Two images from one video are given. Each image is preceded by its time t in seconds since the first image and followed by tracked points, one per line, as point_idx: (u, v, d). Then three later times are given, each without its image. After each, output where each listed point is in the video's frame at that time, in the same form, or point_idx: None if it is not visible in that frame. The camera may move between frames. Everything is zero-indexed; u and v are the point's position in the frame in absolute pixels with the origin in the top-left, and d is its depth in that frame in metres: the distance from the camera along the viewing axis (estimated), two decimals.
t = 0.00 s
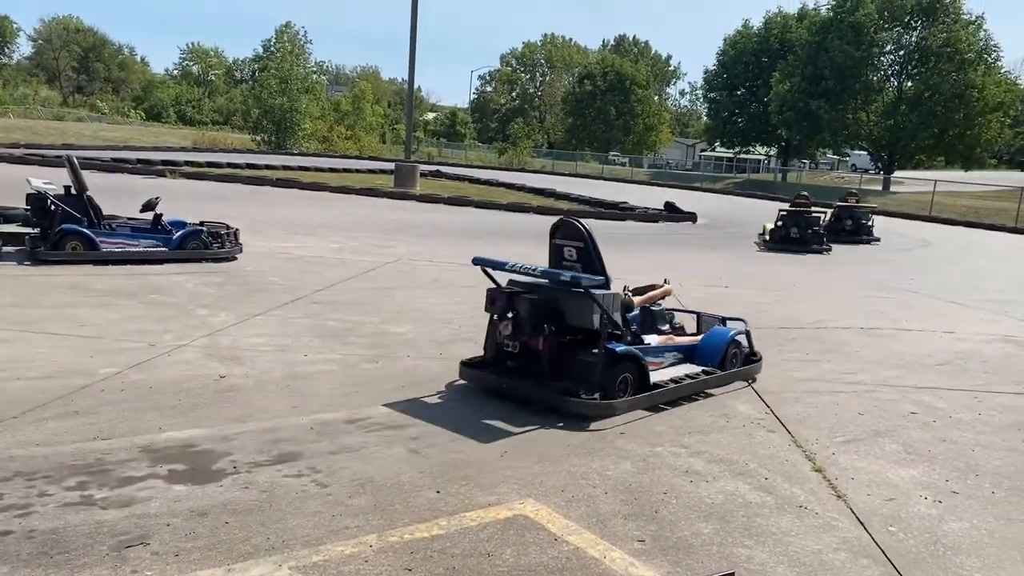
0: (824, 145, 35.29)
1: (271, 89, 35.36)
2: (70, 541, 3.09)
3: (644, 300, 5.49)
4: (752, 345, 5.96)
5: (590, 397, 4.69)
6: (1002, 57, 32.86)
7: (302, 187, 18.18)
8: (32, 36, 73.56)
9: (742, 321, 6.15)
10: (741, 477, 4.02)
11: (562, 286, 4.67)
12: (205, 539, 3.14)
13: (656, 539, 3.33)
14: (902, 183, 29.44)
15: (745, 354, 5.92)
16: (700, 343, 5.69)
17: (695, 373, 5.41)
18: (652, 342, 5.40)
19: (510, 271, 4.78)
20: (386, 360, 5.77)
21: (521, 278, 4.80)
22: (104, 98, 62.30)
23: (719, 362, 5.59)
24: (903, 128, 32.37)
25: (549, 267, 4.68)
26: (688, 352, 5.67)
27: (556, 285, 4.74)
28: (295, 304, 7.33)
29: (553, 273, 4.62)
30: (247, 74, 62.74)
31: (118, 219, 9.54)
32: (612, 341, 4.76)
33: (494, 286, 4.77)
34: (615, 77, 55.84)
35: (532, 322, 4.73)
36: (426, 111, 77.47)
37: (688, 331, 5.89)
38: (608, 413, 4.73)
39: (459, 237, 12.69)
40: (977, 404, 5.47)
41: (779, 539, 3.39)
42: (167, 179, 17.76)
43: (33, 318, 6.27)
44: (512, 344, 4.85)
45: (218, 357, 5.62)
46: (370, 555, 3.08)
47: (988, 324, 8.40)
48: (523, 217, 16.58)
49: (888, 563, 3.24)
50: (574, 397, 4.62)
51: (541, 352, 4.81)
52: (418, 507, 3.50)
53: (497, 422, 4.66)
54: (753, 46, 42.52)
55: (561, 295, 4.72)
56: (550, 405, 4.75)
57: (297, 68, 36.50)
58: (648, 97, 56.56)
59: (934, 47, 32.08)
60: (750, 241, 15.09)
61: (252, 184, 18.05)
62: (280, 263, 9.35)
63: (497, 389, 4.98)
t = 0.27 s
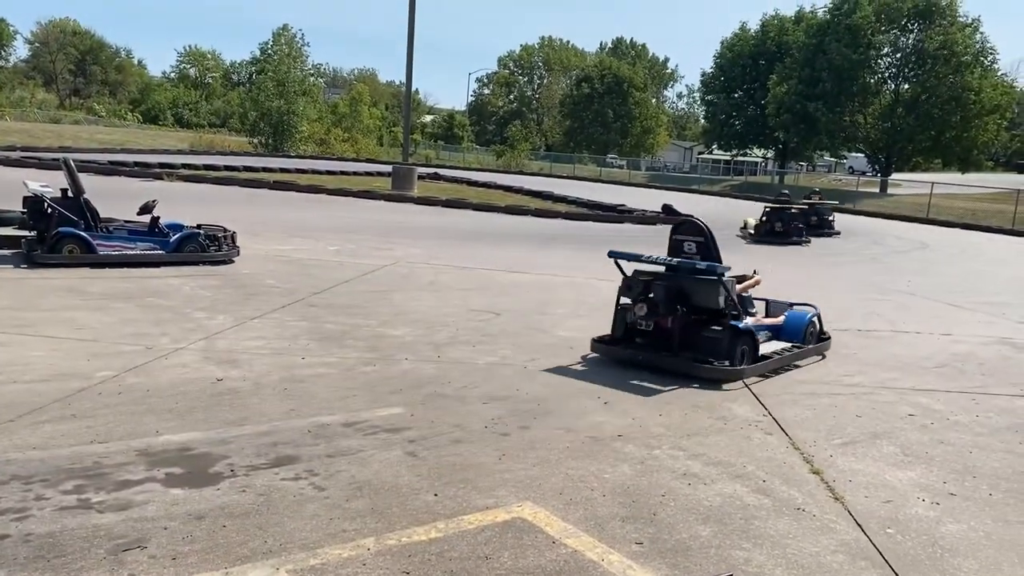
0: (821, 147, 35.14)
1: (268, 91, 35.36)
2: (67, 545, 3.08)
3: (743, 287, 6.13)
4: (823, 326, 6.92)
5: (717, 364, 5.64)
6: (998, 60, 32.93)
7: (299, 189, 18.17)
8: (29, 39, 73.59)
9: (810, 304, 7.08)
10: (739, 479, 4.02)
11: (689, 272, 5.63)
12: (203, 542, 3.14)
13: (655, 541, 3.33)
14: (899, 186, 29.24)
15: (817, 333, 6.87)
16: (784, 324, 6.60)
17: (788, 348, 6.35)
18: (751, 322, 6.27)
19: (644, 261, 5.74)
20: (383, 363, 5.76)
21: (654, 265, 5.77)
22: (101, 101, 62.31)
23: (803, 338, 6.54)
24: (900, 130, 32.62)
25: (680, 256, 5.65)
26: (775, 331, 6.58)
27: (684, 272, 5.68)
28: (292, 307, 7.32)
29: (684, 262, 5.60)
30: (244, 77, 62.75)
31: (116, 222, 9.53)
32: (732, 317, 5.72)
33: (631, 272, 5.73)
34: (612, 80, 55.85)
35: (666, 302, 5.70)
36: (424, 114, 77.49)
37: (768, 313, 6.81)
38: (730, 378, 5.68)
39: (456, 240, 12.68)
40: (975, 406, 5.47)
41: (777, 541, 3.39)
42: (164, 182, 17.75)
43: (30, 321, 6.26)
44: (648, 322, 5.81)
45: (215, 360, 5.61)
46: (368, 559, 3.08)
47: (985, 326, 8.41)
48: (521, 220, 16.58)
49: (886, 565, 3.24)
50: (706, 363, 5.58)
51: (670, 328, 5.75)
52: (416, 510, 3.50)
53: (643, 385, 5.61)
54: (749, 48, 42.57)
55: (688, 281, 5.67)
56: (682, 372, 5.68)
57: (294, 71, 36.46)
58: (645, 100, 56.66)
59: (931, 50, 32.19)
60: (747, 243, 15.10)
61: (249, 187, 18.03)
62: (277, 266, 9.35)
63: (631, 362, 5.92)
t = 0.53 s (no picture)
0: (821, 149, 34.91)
1: (267, 94, 35.39)
2: (66, 548, 3.07)
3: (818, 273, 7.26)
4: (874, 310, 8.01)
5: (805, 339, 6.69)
6: (997, 62, 32.97)
7: (298, 192, 18.17)
8: (28, 42, 73.68)
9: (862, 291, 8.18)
10: (739, 482, 4.01)
11: (780, 261, 6.68)
12: (202, 545, 3.13)
13: (654, 543, 3.33)
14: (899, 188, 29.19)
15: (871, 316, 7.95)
16: (843, 306, 7.66)
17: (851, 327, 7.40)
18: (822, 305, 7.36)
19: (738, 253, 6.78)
20: (382, 365, 5.76)
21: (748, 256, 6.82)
22: (100, 103, 62.34)
23: (861, 318, 7.60)
24: (898, 132, 32.67)
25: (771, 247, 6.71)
26: (836, 313, 7.63)
27: (773, 263, 6.72)
28: (292, 309, 7.32)
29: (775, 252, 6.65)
30: (243, 80, 62.78)
31: (114, 224, 9.53)
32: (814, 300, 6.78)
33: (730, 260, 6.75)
34: (611, 82, 55.89)
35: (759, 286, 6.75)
36: (423, 116, 77.54)
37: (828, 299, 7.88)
38: (815, 351, 6.71)
39: (455, 242, 12.68)
40: (974, 408, 5.47)
41: (777, 544, 3.38)
42: (163, 184, 17.75)
43: (29, 324, 6.25)
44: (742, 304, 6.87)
45: (214, 363, 5.60)
46: (367, 561, 3.07)
47: (984, 328, 8.41)
48: (520, 222, 16.58)
49: (886, 567, 3.24)
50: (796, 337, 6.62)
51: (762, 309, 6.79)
52: (415, 512, 3.49)
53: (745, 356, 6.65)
54: (748, 50, 42.61)
55: (776, 270, 6.70)
56: (773, 346, 6.71)
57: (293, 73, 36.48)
58: (644, 102, 56.70)
59: (930, 52, 32.25)
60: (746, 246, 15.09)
61: (248, 190, 18.03)
62: (276, 268, 9.34)
63: (728, 339, 6.94)
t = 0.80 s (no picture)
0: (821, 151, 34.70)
1: (268, 96, 35.45)
2: (66, 550, 3.07)
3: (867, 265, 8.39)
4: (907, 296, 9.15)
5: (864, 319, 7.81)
6: (997, 63, 32.96)
7: (299, 194, 18.18)
8: (29, 44, 73.82)
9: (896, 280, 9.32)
10: (740, 483, 4.01)
11: (842, 254, 7.79)
12: (202, 548, 3.13)
13: (655, 545, 3.33)
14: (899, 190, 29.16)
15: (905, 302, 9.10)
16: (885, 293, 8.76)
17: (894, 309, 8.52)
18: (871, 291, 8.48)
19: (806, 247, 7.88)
20: (383, 367, 5.76)
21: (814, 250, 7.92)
22: (101, 106, 62.43)
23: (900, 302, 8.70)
24: (898, 134, 32.69)
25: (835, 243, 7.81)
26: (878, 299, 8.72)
27: (836, 255, 7.83)
28: (292, 311, 7.32)
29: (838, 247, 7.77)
30: (244, 82, 62.88)
31: (115, 227, 9.54)
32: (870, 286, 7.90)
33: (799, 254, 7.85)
34: (611, 84, 55.96)
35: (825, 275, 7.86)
36: (423, 118, 77.63)
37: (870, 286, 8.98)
38: (873, 329, 7.84)
39: (455, 244, 12.69)
40: (976, 409, 5.47)
41: (777, 545, 3.38)
42: (164, 187, 17.76)
43: (30, 326, 6.26)
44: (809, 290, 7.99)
45: (215, 364, 5.61)
46: (368, 564, 3.07)
47: (985, 329, 8.40)
48: (521, 224, 16.59)
49: (887, 569, 3.23)
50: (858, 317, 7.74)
51: (827, 295, 7.90)
52: (416, 514, 3.50)
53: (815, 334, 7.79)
54: (748, 52, 42.61)
55: (840, 262, 7.81)
56: (837, 325, 7.85)
57: (293, 76, 36.50)
58: (644, 104, 56.73)
59: (930, 53, 32.26)
60: (747, 247, 15.09)
61: (249, 192, 18.04)
62: (277, 270, 9.35)
63: (798, 320, 8.04)
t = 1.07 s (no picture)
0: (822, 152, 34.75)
1: (270, 98, 35.52)
2: (69, 552, 3.08)
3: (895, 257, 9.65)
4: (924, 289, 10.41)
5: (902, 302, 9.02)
6: (999, 64, 32.91)
7: (301, 196, 18.20)
8: (32, 46, 73.95)
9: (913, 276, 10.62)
10: (742, 485, 4.01)
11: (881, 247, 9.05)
12: (205, 549, 3.13)
13: (657, 546, 3.32)
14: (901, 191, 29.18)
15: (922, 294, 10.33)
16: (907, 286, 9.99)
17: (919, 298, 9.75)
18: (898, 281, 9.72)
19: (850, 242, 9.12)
20: (385, 369, 5.77)
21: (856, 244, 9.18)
22: (104, 108, 62.50)
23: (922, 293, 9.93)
24: (900, 135, 32.71)
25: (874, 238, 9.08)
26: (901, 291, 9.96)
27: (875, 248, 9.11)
28: (295, 313, 7.33)
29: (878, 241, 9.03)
30: (246, 83, 62.98)
31: (117, 229, 9.56)
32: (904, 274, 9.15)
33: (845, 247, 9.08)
34: (613, 85, 56.03)
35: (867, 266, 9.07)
36: (425, 120, 77.73)
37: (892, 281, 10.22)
38: (909, 311, 9.04)
39: (457, 245, 12.70)
40: (978, 411, 5.46)
41: (780, 547, 3.38)
42: (166, 188, 17.78)
43: (32, 328, 6.26)
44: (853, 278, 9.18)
45: (217, 366, 5.62)
46: (370, 565, 3.07)
47: (988, 330, 8.39)
48: (522, 225, 16.60)
49: (889, 570, 3.23)
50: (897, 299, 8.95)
51: (869, 283, 9.12)
52: (417, 516, 3.50)
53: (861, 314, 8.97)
54: (750, 53, 42.52)
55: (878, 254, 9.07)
56: (879, 309, 9.04)
57: (295, 78, 36.52)
58: (646, 105, 56.74)
59: (932, 54, 32.19)
60: (749, 248, 15.09)
61: (251, 194, 18.06)
62: (279, 272, 9.35)
63: (844, 305, 9.19)
